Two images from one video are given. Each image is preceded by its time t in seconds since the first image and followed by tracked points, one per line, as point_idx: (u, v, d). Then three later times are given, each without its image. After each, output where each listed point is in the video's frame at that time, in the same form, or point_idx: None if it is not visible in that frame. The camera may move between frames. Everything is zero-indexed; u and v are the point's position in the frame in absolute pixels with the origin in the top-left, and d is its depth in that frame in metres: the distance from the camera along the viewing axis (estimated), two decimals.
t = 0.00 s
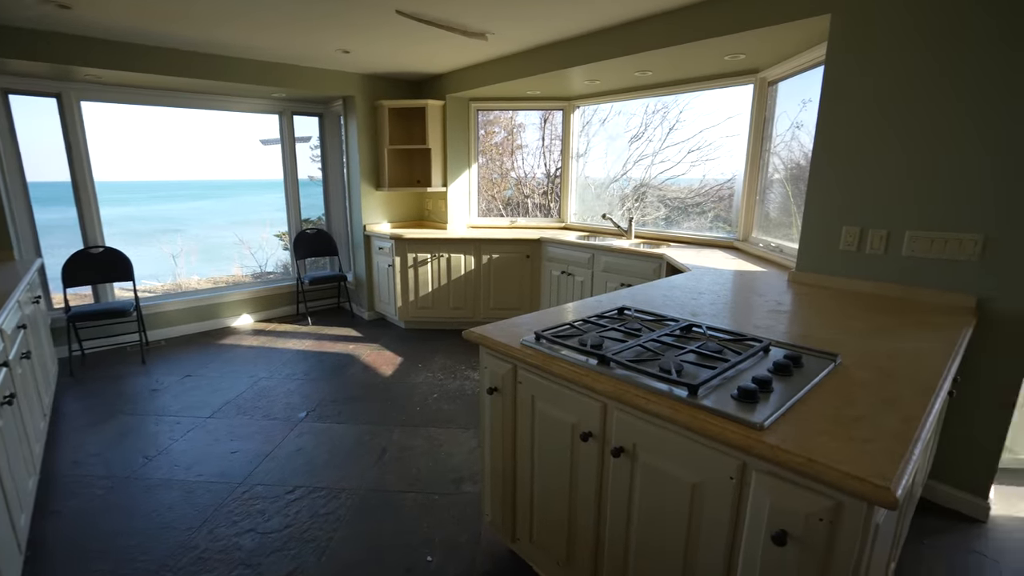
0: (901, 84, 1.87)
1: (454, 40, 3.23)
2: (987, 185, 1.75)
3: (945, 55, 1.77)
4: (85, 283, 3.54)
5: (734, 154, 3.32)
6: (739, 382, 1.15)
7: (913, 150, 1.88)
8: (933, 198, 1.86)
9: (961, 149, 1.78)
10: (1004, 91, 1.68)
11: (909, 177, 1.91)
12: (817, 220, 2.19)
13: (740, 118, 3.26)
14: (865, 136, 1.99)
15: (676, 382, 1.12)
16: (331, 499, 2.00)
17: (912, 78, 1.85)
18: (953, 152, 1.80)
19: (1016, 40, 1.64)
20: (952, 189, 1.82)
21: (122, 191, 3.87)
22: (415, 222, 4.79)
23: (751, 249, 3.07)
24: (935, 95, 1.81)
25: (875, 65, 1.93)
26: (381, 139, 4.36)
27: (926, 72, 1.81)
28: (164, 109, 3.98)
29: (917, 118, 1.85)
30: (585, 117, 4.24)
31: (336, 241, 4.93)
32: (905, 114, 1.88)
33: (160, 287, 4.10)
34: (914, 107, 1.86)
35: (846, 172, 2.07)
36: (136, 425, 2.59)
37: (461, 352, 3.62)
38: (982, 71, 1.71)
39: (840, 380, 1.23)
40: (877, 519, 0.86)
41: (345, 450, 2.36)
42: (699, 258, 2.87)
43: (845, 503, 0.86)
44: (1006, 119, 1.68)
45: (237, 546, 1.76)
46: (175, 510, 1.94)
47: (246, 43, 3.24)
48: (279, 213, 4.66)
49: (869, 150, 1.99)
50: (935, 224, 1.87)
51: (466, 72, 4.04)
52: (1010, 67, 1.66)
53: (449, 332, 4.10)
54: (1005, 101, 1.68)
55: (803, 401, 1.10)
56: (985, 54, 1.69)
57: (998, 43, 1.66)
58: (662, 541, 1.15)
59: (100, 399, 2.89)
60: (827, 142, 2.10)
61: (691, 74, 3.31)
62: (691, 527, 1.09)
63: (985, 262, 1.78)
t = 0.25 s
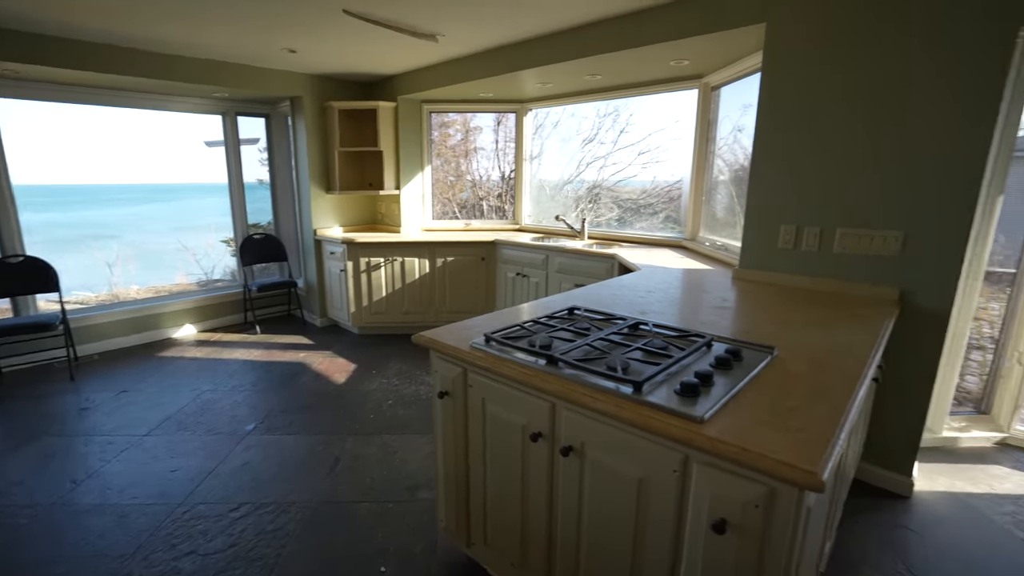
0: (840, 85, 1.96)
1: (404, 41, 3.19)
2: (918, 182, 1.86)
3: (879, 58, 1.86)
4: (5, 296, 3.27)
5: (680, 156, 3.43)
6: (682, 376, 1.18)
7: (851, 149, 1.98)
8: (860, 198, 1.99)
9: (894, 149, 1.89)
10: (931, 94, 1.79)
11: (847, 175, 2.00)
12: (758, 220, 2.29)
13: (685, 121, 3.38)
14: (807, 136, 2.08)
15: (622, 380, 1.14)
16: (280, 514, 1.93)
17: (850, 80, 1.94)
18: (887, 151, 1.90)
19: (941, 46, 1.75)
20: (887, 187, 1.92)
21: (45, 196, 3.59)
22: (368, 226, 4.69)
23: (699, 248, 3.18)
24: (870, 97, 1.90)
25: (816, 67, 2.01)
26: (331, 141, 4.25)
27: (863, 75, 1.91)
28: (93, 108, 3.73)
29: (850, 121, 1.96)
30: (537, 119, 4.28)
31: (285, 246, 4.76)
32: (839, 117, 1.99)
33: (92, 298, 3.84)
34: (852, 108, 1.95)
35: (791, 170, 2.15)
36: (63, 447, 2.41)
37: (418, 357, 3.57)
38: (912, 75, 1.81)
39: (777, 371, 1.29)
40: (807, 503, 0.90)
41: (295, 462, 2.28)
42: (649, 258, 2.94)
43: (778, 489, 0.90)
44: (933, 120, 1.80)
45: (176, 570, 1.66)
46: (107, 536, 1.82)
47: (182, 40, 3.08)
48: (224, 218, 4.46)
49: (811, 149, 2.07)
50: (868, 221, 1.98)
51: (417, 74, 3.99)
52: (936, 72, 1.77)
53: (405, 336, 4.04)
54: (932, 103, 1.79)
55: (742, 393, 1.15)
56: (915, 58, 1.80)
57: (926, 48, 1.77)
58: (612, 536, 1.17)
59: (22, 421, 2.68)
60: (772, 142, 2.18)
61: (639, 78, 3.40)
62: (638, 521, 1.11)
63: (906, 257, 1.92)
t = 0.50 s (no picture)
0: (748, 88, 2.06)
1: (322, 39, 3.07)
2: (816, 180, 1.99)
3: (781, 64, 1.98)
4: None
5: (604, 158, 3.54)
6: (592, 376, 1.20)
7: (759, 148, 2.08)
8: (763, 198, 2.12)
9: (795, 148, 2.01)
10: (823, 99, 1.93)
11: (756, 173, 2.11)
12: (673, 218, 2.36)
13: (608, 124, 3.48)
14: (718, 136, 2.17)
15: (532, 382, 1.14)
16: (186, 546, 1.78)
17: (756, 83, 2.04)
18: (790, 150, 2.02)
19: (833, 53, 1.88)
20: (789, 184, 2.05)
21: None
22: (292, 231, 4.47)
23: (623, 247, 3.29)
24: (774, 99, 2.01)
25: (726, 70, 2.10)
26: (247, 143, 4.01)
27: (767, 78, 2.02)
28: None
29: (752, 125, 2.08)
30: (466, 122, 4.26)
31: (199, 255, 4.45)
32: (742, 121, 2.10)
33: None
34: (759, 110, 2.06)
35: (706, 169, 2.23)
36: None
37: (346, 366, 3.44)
38: (810, 79, 1.94)
39: (683, 366, 1.33)
40: (704, 494, 0.93)
41: (206, 487, 2.12)
42: (575, 259, 2.99)
43: (677, 483, 0.92)
44: (828, 122, 1.93)
45: None
46: None
47: (67, 31, 2.79)
48: (127, 226, 4.09)
49: (723, 148, 2.17)
50: (771, 217, 2.11)
51: (339, 73, 3.86)
52: (827, 78, 1.90)
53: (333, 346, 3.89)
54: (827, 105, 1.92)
55: (648, 390, 1.18)
56: (812, 64, 1.92)
57: (821, 55, 1.90)
58: (527, 540, 1.17)
59: None
60: (689, 140, 2.25)
61: (563, 82, 3.46)
62: (551, 523, 1.11)
63: (803, 252, 2.06)
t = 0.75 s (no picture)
0: (639, 102, 2.14)
1: (206, 39, 2.83)
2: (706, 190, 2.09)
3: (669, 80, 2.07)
4: None
5: (513, 169, 3.55)
6: (477, 397, 1.15)
7: (654, 159, 2.16)
8: (658, 207, 2.19)
9: (687, 159, 2.10)
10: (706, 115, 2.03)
11: (653, 184, 2.18)
12: (577, 228, 2.39)
13: (515, 134, 3.51)
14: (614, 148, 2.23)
15: (412, 409, 1.07)
16: None
17: (650, 97, 2.12)
18: (682, 161, 2.11)
19: (716, 70, 1.99)
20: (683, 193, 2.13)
21: None
22: (182, 247, 4.09)
23: (534, 257, 3.34)
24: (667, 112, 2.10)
25: (622, 83, 2.16)
26: (125, 150, 3.62)
27: (660, 93, 2.10)
28: None
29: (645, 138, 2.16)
30: (375, 130, 4.14)
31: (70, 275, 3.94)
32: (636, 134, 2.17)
33: None
34: (653, 122, 2.13)
35: (607, 179, 2.28)
36: None
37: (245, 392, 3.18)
38: (697, 94, 2.04)
39: (573, 379, 1.33)
40: (582, 516, 0.91)
41: (61, 545, 1.84)
42: (486, 270, 2.96)
43: (553, 508, 0.90)
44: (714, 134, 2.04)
45: None
46: None
47: None
48: None
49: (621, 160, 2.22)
50: (667, 226, 2.19)
51: (232, 76, 3.59)
52: (710, 95, 2.01)
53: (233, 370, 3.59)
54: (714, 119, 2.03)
55: (534, 408, 1.15)
56: (698, 79, 2.02)
57: (703, 73, 2.01)
58: None
59: None
60: (589, 151, 2.29)
61: (471, 92, 3.44)
62: (435, 557, 1.05)
63: (696, 260, 2.16)
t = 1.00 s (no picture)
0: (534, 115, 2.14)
1: (52, 32, 2.47)
2: (602, 202, 2.12)
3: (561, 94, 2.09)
4: None
5: (416, 180, 3.46)
6: (347, 432, 1.05)
7: (552, 171, 2.16)
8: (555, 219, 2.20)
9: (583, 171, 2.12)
10: (598, 129, 2.07)
11: (551, 195, 2.19)
12: (477, 241, 2.34)
13: (416, 146, 3.43)
14: (512, 160, 2.21)
15: (267, 452, 0.95)
16: None
17: (544, 109, 2.13)
18: (579, 173, 2.13)
19: (608, 85, 2.04)
20: (580, 205, 2.15)
21: None
22: (33, 270, 3.55)
23: (439, 271, 3.27)
24: (563, 124, 2.11)
25: (518, 94, 2.15)
26: None
27: (554, 105, 2.11)
28: None
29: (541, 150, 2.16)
30: (270, 139, 3.90)
31: None
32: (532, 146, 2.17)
33: None
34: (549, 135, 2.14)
35: (505, 191, 2.25)
36: None
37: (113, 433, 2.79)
38: (590, 108, 2.07)
39: (459, 403, 1.26)
40: (453, 560, 0.84)
41: None
42: (388, 286, 2.84)
43: (421, 554, 0.82)
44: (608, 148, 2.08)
45: None
46: None
47: None
48: None
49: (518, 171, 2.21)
50: (566, 238, 2.20)
51: (94, 76, 3.20)
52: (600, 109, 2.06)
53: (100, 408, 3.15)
54: (607, 133, 2.07)
55: (411, 439, 1.07)
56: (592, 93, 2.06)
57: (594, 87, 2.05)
58: None
59: None
60: (488, 162, 2.25)
61: (370, 100, 3.31)
62: None
63: (594, 270, 2.18)
